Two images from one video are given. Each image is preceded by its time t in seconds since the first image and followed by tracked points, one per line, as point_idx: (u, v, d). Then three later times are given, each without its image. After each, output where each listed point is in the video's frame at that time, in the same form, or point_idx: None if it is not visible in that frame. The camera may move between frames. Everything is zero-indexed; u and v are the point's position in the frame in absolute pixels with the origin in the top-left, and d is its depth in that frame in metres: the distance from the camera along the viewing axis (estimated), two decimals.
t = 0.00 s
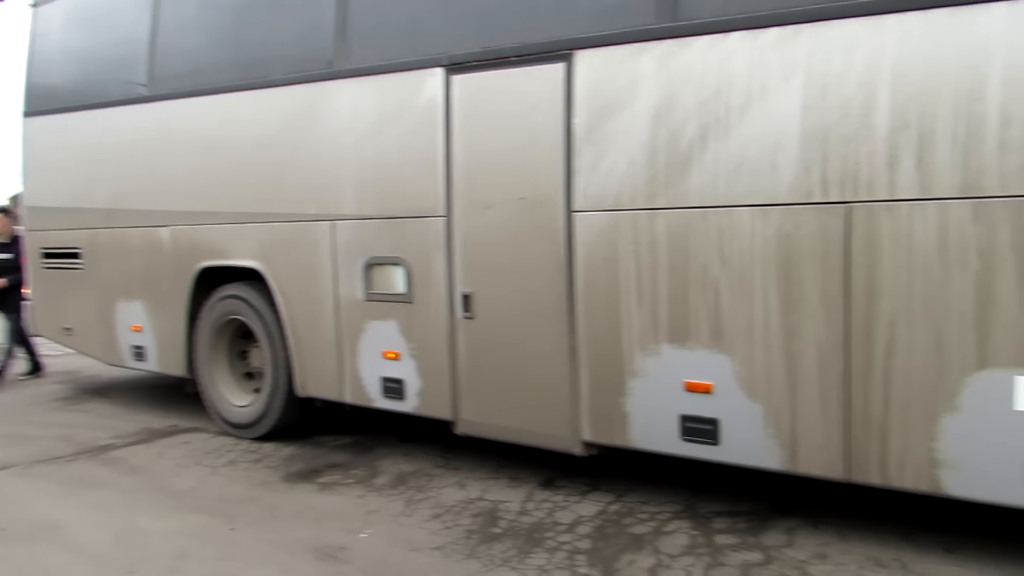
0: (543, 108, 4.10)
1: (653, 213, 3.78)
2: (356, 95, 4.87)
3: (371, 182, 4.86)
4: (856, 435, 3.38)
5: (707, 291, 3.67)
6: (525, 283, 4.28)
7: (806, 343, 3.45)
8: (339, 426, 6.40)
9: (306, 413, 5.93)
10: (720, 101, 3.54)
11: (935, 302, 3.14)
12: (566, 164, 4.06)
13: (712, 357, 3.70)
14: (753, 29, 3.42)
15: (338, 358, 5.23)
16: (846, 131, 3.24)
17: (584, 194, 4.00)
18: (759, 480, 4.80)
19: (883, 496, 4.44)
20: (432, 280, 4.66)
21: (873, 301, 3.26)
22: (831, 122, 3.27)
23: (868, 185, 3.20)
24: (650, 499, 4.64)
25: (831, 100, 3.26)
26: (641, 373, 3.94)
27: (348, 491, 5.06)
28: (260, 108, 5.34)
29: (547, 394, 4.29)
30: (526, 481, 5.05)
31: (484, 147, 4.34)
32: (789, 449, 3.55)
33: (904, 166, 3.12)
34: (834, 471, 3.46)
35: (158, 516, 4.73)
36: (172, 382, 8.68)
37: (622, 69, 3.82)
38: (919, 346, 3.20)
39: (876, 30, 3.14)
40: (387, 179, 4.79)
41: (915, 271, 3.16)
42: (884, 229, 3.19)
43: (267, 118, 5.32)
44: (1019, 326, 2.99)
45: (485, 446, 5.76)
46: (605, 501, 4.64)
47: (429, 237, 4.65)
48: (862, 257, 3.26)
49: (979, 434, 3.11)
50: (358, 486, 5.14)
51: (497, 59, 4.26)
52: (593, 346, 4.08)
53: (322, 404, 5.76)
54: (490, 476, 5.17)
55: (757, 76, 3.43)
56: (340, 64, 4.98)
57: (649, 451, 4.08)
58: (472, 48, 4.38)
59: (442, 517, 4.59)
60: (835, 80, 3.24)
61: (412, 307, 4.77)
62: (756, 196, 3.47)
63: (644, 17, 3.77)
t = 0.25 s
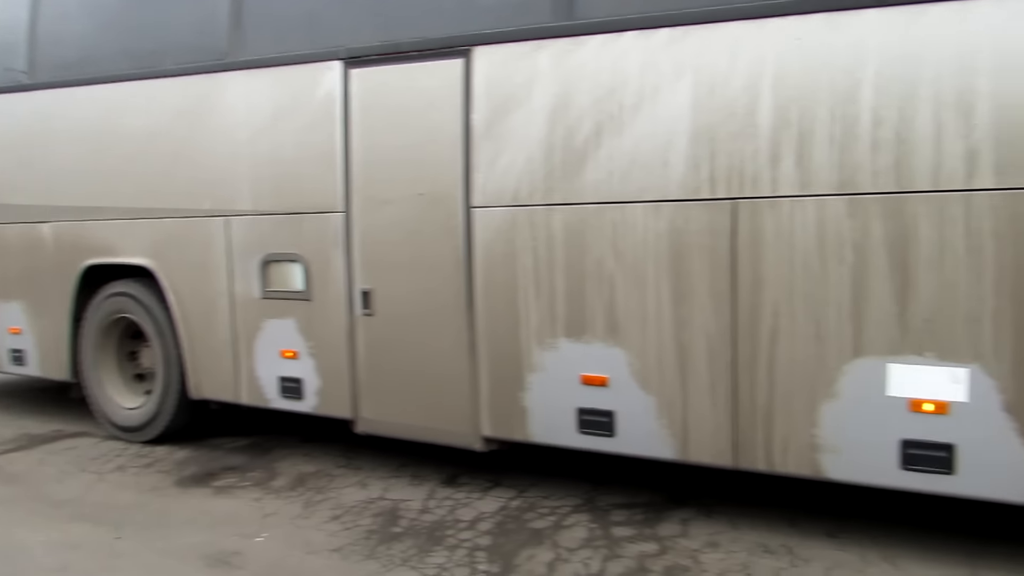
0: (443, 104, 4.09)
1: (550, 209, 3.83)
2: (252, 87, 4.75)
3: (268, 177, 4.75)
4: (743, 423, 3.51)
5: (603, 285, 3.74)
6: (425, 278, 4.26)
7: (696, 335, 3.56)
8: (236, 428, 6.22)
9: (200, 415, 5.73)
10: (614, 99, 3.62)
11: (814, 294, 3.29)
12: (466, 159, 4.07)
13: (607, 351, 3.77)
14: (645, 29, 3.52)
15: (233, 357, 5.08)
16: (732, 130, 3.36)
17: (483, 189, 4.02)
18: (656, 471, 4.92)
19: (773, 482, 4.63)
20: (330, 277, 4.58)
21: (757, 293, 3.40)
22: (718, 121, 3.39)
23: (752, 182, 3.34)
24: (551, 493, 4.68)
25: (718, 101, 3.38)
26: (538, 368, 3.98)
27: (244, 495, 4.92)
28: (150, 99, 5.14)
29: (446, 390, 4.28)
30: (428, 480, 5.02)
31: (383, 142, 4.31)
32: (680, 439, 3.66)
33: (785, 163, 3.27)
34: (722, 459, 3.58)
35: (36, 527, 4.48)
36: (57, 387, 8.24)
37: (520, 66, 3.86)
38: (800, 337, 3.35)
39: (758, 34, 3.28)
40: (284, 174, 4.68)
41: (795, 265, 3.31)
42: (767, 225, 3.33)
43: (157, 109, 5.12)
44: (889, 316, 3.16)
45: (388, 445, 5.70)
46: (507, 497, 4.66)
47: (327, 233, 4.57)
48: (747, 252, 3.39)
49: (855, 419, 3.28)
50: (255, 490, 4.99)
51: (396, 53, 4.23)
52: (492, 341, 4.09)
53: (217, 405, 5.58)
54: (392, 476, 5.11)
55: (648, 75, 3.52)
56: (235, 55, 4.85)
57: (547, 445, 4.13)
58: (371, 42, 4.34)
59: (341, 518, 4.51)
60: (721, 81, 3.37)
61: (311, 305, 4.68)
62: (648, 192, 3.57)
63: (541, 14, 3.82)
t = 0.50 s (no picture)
0: (323, 98, 4.01)
1: (432, 206, 3.81)
2: (121, 75, 4.53)
3: (138, 170, 4.52)
4: (619, 417, 3.59)
5: (483, 282, 3.75)
6: (304, 276, 4.16)
7: (574, 331, 3.61)
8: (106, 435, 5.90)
9: (65, 422, 5.40)
10: (495, 96, 3.63)
11: (685, 291, 3.39)
12: (347, 154, 3.99)
13: (488, 348, 3.78)
14: (525, 29, 3.55)
15: (100, 360, 4.81)
16: (608, 130, 3.43)
17: (365, 185, 3.95)
18: (542, 467, 4.97)
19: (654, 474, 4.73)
20: (205, 275, 4.40)
21: (632, 290, 3.48)
22: (595, 121, 3.45)
23: (627, 182, 3.42)
24: (437, 495, 4.64)
25: (595, 101, 3.45)
26: (420, 366, 3.95)
27: (112, 506, 4.66)
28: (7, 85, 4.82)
29: (327, 390, 4.19)
30: (311, 484, 4.89)
31: (262, 136, 4.18)
32: (559, 435, 3.71)
33: (659, 164, 3.36)
34: (600, 453, 3.65)
35: None
36: None
37: (401, 62, 3.83)
38: (672, 332, 3.44)
39: (633, 37, 3.36)
40: (156, 167, 4.47)
41: (668, 263, 3.40)
42: (641, 224, 3.41)
43: (16, 96, 4.81)
44: (755, 312, 3.29)
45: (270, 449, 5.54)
46: (393, 499, 4.59)
47: (202, 230, 4.39)
48: (622, 250, 3.47)
49: (724, 412, 3.39)
50: (124, 500, 4.74)
51: (275, 44, 4.12)
52: (373, 340, 4.03)
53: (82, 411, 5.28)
54: (274, 480, 4.96)
55: (528, 75, 3.55)
56: (102, 41, 4.60)
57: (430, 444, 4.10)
58: (248, 31, 4.20)
59: (217, 527, 4.33)
60: (598, 82, 3.43)
61: (185, 302, 4.48)
62: (527, 190, 3.60)
63: (422, 10, 3.79)
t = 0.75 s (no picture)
0: (186, 92, 3.83)
1: (302, 207, 3.70)
2: None
3: None
4: (491, 420, 3.61)
5: (356, 285, 3.68)
6: (166, 278, 3.96)
7: (447, 335, 3.60)
8: None
9: None
10: (367, 96, 3.58)
11: (556, 294, 3.44)
12: (212, 152, 3.83)
13: (360, 352, 3.72)
14: (397, 29, 3.52)
15: None
16: (481, 133, 3.44)
17: (232, 185, 3.80)
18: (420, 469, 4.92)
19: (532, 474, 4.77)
20: (57, 276, 4.09)
21: (505, 294, 3.50)
22: (468, 124, 3.45)
23: (500, 185, 3.43)
24: (313, 504, 4.50)
25: (468, 104, 3.44)
26: (290, 371, 3.83)
27: None
28: None
29: (191, 397, 4.00)
30: (177, 496, 4.66)
31: (120, 130, 3.95)
32: (432, 438, 3.69)
33: (530, 168, 3.39)
34: (473, 456, 3.65)
35: None
36: None
37: (270, 57, 3.71)
38: (543, 335, 3.49)
39: (505, 41, 3.38)
40: None
41: (540, 266, 3.44)
42: (513, 228, 3.44)
43: None
44: (622, 314, 3.37)
45: (132, 460, 5.24)
46: (265, 510, 4.43)
47: (51, 229, 4.09)
48: (495, 253, 3.48)
49: (593, 413, 3.47)
50: None
51: (134, 34, 3.90)
52: (241, 345, 3.88)
53: None
54: (136, 494, 4.70)
55: (401, 75, 3.52)
56: None
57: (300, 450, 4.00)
58: (105, 19, 3.96)
59: (72, 547, 4.06)
60: (471, 85, 3.43)
61: (34, 305, 4.15)
62: (400, 192, 3.56)
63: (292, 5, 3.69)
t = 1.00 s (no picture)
0: (34, 85, 3.57)
1: (165, 209, 3.52)
2: None
3: None
4: (367, 427, 3.54)
5: (224, 290, 3.54)
6: (13, 285, 3.68)
7: (320, 341, 3.51)
8: None
9: None
10: (234, 94, 3.45)
11: (431, 298, 3.42)
12: (64, 149, 3.58)
13: (229, 360, 3.58)
14: (266, 26, 3.41)
15: None
16: (353, 135, 3.38)
17: (87, 185, 3.55)
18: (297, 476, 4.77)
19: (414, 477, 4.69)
20: None
21: (379, 298, 3.45)
22: (339, 125, 3.38)
23: (373, 189, 3.38)
24: (182, 520, 4.25)
25: (339, 105, 3.38)
26: (153, 382, 3.64)
27: None
28: None
29: (43, 412, 3.73)
30: (31, 518, 4.33)
31: None
32: (306, 448, 3.60)
33: (404, 171, 3.36)
34: (348, 464, 3.57)
35: None
36: None
37: (129, 50, 3.51)
38: (419, 339, 3.46)
39: (378, 42, 3.34)
40: None
41: (414, 270, 3.41)
42: (388, 231, 3.39)
43: None
44: (497, 318, 3.39)
45: None
46: (131, 529, 4.17)
47: None
48: (369, 257, 3.42)
49: (469, 417, 3.47)
50: None
51: None
52: (99, 355, 3.65)
53: None
54: None
55: (269, 74, 3.41)
56: None
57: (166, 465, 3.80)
58: None
59: None
60: (342, 86, 3.37)
61: None
62: (270, 195, 3.44)
63: None
